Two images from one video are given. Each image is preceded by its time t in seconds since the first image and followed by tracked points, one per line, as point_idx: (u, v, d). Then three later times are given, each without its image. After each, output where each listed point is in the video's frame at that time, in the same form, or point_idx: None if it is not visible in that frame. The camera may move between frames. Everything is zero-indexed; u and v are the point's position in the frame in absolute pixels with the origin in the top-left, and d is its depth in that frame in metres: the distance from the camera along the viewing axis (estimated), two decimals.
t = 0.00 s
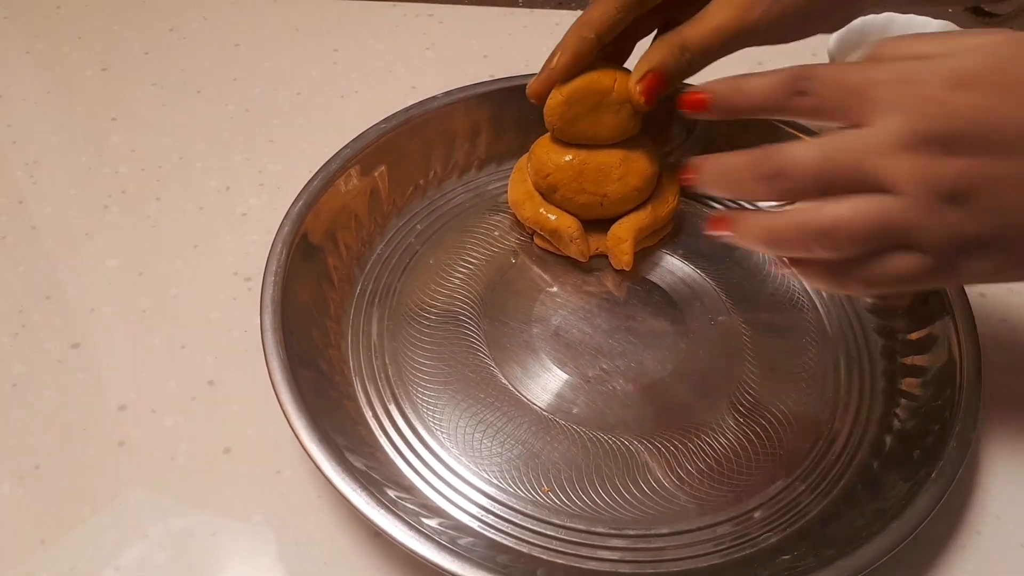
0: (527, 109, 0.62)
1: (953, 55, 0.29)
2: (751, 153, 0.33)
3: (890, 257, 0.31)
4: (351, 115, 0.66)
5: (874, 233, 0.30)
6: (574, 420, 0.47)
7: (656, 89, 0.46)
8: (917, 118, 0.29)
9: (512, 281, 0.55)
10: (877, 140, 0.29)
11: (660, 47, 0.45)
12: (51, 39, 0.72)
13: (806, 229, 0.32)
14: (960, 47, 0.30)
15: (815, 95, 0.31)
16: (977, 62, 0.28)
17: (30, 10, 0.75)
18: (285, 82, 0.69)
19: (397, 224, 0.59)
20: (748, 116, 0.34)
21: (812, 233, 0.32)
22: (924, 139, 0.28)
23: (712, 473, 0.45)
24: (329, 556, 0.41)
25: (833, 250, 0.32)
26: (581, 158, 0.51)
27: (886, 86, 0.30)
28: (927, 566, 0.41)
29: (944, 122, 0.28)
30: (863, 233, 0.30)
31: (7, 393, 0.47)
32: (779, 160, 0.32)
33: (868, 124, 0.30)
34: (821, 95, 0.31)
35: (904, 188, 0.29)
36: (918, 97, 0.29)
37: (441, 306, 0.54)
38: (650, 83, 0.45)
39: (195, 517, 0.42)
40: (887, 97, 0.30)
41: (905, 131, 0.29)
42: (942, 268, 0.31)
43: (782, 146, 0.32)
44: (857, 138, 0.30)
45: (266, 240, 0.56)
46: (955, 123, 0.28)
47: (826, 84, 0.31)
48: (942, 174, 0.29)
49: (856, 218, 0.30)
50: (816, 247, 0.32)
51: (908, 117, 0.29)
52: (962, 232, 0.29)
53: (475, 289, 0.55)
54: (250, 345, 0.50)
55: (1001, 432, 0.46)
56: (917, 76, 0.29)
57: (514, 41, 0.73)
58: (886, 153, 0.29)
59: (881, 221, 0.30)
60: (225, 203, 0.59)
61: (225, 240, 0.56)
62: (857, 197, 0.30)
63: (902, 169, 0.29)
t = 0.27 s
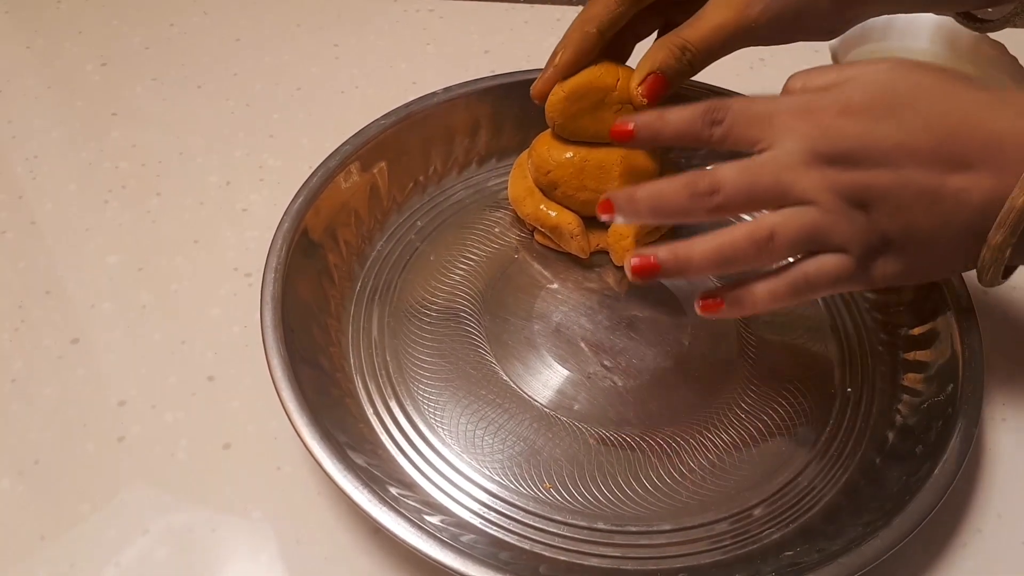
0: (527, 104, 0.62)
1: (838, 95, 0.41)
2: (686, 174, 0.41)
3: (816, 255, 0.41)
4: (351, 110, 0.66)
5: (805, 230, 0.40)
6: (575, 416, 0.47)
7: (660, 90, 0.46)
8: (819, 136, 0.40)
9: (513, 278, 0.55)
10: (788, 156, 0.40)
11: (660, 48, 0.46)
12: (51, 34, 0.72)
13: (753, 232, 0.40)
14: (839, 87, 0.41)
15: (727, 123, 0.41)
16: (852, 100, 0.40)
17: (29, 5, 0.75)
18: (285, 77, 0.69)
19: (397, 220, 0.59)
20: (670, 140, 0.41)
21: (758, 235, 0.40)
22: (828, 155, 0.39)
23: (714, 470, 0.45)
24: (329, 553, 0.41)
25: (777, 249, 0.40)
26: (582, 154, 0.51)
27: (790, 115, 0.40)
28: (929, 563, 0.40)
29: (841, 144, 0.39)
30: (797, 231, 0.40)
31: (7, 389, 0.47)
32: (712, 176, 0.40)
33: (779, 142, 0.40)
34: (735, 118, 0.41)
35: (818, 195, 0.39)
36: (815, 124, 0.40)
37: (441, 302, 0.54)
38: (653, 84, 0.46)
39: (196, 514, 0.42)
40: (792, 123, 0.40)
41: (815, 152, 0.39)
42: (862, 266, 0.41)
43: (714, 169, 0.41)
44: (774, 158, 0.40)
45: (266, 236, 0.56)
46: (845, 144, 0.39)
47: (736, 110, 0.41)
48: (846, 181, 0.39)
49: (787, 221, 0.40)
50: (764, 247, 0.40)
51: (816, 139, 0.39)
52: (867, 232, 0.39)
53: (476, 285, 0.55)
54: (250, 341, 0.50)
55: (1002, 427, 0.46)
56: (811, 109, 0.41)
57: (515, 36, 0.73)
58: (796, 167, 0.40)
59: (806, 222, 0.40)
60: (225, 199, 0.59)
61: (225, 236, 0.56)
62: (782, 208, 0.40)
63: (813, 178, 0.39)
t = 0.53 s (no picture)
0: (528, 105, 0.62)
1: (823, 114, 0.45)
2: (682, 192, 0.46)
3: (798, 270, 0.45)
4: (353, 111, 0.66)
5: (790, 246, 0.45)
6: (576, 417, 0.47)
7: (660, 91, 0.47)
8: (799, 156, 0.45)
9: (514, 278, 0.55)
10: (771, 174, 0.45)
11: (659, 50, 0.46)
12: (53, 35, 0.72)
13: (743, 249, 0.45)
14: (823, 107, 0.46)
15: (715, 140, 0.46)
16: (834, 121, 0.45)
17: (32, 5, 0.75)
18: (287, 78, 0.69)
19: (399, 220, 0.59)
20: (663, 151, 0.47)
21: (748, 252, 0.45)
22: (809, 175, 0.44)
23: (714, 471, 0.45)
24: (330, 553, 0.41)
25: (764, 264, 0.45)
26: (582, 156, 0.51)
27: (776, 135, 0.45)
28: (928, 564, 0.41)
29: (820, 164, 0.44)
30: (782, 247, 0.45)
31: (9, 389, 0.47)
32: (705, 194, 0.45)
33: (765, 161, 0.45)
34: (721, 139, 0.46)
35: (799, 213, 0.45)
36: (797, 144, 0.45)
37: (442, 303, 0.54)
38: (653, 85, 0.46)
39: (197, 514, 0.42)
40: (776, 143, 0.45)
41: (797, 172, 0.45)
42: (841, 277, 0.45)
43: (705, 187, 0.46)
44: (760, 174, 0.45)
45: (267, 237, 0.56)
46: (823, 165, 0.44)
47: (722, 132, 0.46)
48: (823, 198, 0.44)
49: (773, 239, 0.45)
50: (752, 263, 0.45)
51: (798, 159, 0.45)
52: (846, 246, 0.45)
53: (477, 286, 0.55)
54: (251, 342, 0.50)
55: (1003, 428, 0.46)
56: (796, 129, 0.45)
57: (516, 37, 0.73)
58: (779, 185, 0.45)
59: (790, 240, 0.45)
60: (227, 199, 0.59)
61: (227, 236, 0.56)
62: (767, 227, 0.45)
63: (794, 195, 0.45)
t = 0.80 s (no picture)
0: (528, 104, 0.62)
1: (817, 111, 0.45)
2: (678, 189, 0.44)
3: (796, 267, 0.45)
4: (353, 110, 0.66)
5: (789, 244, 0.44)
6: (576, 417, 0.47)
7: (659, 89, 0.47)
8: (795, 154, 0.44)
9: (514, 278, 0.55)
10: (767, 171, 0.44)
11: (658, 49, 0.46)
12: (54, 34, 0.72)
13: (743, 248, 0.44)
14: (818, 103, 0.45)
15: (710, 137, 0.46)
16: (829, 117, 0.44)
17: (32, 5, 0.75)
18: (287, 77, 0.69)
19: (399, 219, 0.59)
20: (657, 151, 0.47)
21: (748, 251, 0.44)
22: (805, 172, 0.44)
23: (714, 470, 0.45)
24: (330, 552, 0.41)
25: (764, 263, 0.44)
26: (583, 155, 0.51)
27: (771, 132, 0.45)
28: (928, 563, 0.41)
29: (816, 162, 0.44)
30: (782, 245, 0.44)
31: (9, 388, 0.47)
32: (702, 191, 0.44)
33: (760, 158, 0.45)
34: (716, 137, 0.46)
35: (795, 209, 0.44)
36: (793, 141, 0.45)
37: (442, 302, 0.54)
38: (651, 84, 0.46)
39: (197, 513, 0.42)
40: (772, 140, 0.45)
41: (794, 169, 0.44)
42: (837, 273, 0.45)
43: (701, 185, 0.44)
44: (757, 171, 0.45)
45: (267, 236, 0.56)
46: (820, 163, 0.44)
47: (717, 129, 0.46)
48: (819, 195, 0.44)
49: (771, 237, 0.44)
50: (753, 263, 0.44)
51: (793, 157, 0.44)
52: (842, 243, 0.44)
53: (477, 285, 0.55)
54: (251, 341, 0.50)
55: (1003, 426, 0.46)
56: (792, 126, 0.45)
57: (516, 36, 0.73)
58: (777, 182, 0.44)
59: (789, 237, 0.44)
60: (227, 198, 0.59)
61: (227, 235, 0.56)
62: (765, 225, 0.44)
63: (791, 192, 0.44)
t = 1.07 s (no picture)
0: (529, 104, 0.62)
1: (807, 122, 0.45)
2: (671, 201, 0.45)
3: (787, 276, 0.45)
4: (354, 110, 0.66)
5: (780, 253, 0.44)
6: (576, 416, 0.47)
7: (661, 92, 0.46)
8: (786, 163, 0.44)
9: (515, 277, 0.55)
10: (758, 182, 0.45)
11: (659, 52, 0.46)
12: (54, 33, 0.72)
13: (735, 257, 0.44)
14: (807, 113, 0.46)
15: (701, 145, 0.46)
16: (818, 128, 0.44)
17: (33, 4, 0.75)
18: (288, 76, 0.69)
19: (400, 218, 0.59)
20: (645, 158, 0.46)
21: (740, 259, 0.44)
22: (795, 182, 0.44)
23: (714, 470, 0.45)
24: (330, 551, 0.41)
25: (755, 271, 0.45)
26: (583, 156, 0.51)
27: (761, 142, 0.45)
28: (928, 562, 0.41)
29: (806, 172, 0.44)
30: (773, 254, 0.44)
31: (10, 387, 0.47)
32: (694, 202, 0.45)
33: (750, 169, 0.45)
34: (705, 146, 0.46)
35: (785, 220, 0.44)
36: (783, 151, 0.45)
37: (443, 301, 0.54)
38: (654, 87, 0.46)
39: (198, 512, 0.42)
40: (763, 150, 0.45)
41: (784, 180, 0.44)
42: (830, 281, 0.45)
43: (694, 194, 0.45)
44: (748, 181, 0.45)
45: (268, 235, 0.56)
46: (808, 173, 0.44)
47: (705, 138, 0.45)
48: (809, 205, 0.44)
49: (762, 245, 0.44)
50: (745, 271, 0.44)
51: (784, 166, 0.44)
52: (833, 251, 0.45)
53: (478, 284, 0.55)
54: (252, 340, 0.50)
55: (1002, 426, 0.46)
56: (782, 137, 0.45)
57: (516, 35, 0.73)
58: (767, 193, 0.44)
59: (781, 246, 0.44)
60: (228, 198, 0.59)
61: (227, 235, 0.56)
62: (756, 234, 0.45)
63: (781, 203, 0.44)
